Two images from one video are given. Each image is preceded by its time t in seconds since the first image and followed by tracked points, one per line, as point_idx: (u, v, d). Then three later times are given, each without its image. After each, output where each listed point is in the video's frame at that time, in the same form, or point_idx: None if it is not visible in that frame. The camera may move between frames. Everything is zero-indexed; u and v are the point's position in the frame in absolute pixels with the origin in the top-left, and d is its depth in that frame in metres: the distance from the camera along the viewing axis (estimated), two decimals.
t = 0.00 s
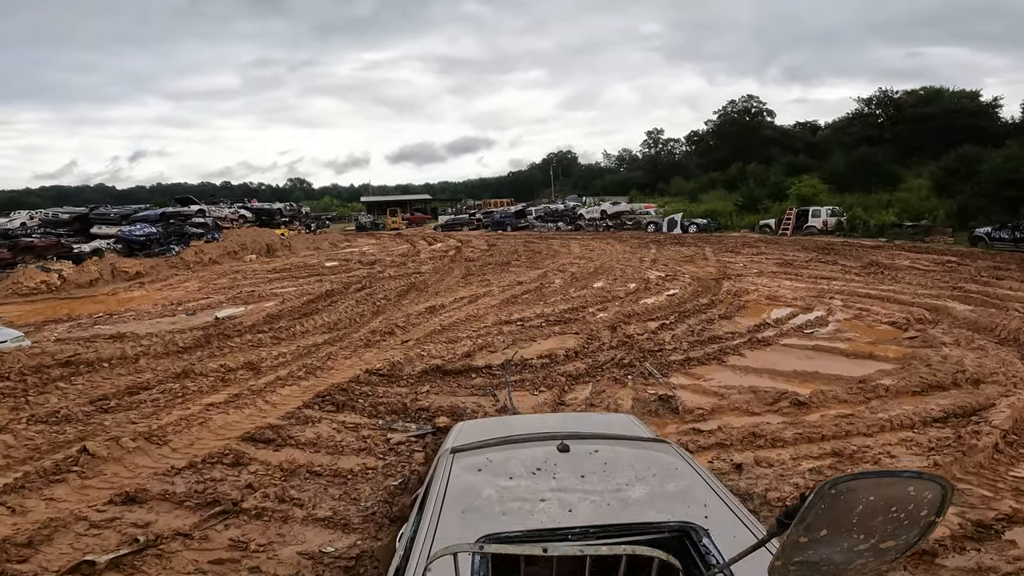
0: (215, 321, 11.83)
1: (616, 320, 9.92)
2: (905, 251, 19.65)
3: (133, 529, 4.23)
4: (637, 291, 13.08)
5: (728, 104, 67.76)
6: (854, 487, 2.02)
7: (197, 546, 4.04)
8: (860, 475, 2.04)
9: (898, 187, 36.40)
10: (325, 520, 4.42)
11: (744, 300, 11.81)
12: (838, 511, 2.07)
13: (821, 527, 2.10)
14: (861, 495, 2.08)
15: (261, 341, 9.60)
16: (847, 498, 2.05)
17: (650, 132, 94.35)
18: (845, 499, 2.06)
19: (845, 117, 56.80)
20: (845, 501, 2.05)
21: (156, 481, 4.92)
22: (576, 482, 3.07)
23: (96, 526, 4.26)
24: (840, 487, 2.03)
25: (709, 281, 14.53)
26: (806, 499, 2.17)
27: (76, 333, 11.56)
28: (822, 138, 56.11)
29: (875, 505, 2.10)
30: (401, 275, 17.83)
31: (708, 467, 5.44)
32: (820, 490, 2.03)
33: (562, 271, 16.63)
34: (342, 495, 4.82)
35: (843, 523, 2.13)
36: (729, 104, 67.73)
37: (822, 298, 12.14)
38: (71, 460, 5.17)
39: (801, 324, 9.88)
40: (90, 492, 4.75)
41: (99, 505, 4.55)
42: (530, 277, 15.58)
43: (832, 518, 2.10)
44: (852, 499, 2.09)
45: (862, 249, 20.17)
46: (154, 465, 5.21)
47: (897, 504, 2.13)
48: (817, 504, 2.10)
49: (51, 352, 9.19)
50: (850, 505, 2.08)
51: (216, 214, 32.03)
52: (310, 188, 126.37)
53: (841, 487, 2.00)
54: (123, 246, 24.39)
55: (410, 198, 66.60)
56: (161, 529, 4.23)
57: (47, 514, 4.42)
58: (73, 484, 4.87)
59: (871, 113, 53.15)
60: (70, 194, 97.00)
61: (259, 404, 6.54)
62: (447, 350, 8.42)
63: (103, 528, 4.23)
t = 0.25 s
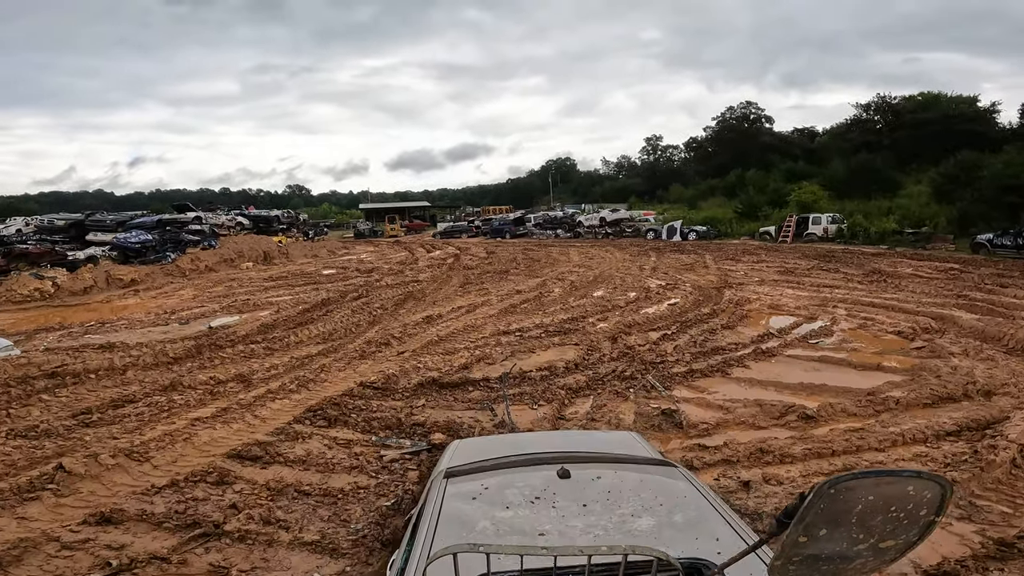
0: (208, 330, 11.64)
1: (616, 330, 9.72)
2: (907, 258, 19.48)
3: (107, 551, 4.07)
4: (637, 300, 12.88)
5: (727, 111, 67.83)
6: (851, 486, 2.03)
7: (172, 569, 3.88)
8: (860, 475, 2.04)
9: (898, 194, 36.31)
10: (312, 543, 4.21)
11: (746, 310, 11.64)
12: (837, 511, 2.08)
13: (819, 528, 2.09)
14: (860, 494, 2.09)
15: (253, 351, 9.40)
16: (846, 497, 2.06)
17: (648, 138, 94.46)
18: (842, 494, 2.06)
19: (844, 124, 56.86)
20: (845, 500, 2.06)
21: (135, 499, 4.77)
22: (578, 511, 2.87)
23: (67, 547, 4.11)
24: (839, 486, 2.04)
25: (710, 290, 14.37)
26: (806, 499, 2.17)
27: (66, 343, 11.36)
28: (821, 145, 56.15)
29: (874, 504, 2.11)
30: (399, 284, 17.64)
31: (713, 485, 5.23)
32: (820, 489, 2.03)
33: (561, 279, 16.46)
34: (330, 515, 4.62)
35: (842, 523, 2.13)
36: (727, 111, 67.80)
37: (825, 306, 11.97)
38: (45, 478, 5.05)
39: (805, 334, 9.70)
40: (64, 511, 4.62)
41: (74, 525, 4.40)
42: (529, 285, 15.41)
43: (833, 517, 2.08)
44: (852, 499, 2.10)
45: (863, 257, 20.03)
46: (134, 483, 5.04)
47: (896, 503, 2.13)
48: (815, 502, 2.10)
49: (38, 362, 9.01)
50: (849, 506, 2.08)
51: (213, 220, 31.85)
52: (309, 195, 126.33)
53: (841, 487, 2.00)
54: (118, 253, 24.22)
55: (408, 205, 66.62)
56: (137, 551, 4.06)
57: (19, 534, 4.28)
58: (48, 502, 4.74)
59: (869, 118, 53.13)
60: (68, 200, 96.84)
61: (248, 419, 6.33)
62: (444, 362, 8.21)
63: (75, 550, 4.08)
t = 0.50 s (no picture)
0: (199, 341, 11.46)
1: (615, 343, 9.54)
2: (907, 268, 19.37)
3: None
4: (636, 312, 12.72)
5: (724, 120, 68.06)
6: (852, 486, 2.17)
7: None
8: (861, 477, 2.18)
9: (895, 203, 36.31)
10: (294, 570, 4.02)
11: (747, 322, 11.48)
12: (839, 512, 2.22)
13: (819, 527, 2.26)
14: (861, 494, 2.23)
15: (244, 364, 9.20)
16: (847, 497, 2.20)
17: (646, 148, 94.73)
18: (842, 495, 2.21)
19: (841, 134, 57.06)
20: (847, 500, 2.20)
21: (111, 520, 4.60)
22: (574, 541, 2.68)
23: (36, 571, 3.97)
24: (842, 486, 2.17)
25: (709, 301, 14.23)
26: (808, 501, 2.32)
27: (54, 354, 11.17)
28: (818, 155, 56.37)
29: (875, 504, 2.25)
30: (395, 294, 17.48)
31: (716, 507, 5.04)
32: (821, 490, 2.18)
33: (559, 290, 16.30)
34: (315, 539, 4.43)
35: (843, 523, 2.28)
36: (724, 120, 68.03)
37: (827, 318, 11.82)
38: (19, 497, 4.91)
39: (807, 347, 9.53)
40: (38, 533, 4.47)
41: (46, 548, 4.24)
42: (526, 296, 15.24)
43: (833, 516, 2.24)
44: (853, 499, 2.24)
45: (863, 267, 19.92)
46: (112, 504, 4.86)
47: (895, 503, 2.28)
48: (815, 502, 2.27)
49: (23, 374, 8.83)
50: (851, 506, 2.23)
51: (208, 229, 31.69)
52: (307, 204, 126.38)
53: (842, 488, 2.14)
54: (112, 262, 24.06)
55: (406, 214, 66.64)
56: None
57: None
58: (20, 522, 4.59)
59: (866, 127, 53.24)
60: (65, 208, 96.76)
61: (235, 436, 6.13)
62: (439, 377, 8.02)
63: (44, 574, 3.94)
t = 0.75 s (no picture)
0: (192, 353, 11.31)
1: (614, 357, 9.43)
2: (906, 279, 19.32)
3: None
4: (634, 324, 12.62)
5: (721, 130, 68.35)
6: (853, 481, 2.38)
7: None
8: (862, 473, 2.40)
9: (893, 213, 36.38)
10: None
11: (746, 335, 11.39)
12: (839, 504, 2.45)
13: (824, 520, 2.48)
14: (863, 489, 2.45)
15: (237, 377, 9.07)
16: (849, 490, 2.42)
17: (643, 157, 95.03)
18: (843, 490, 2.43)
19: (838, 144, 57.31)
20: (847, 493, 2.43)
21: (94, 540, 4.47)
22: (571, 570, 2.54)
23: None
24: (847, 481, 2.39)
25: (708, 313, 14.16)
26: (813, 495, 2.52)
27: (45, 364, 11.03)
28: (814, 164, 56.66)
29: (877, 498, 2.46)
30: (391, 305, 17.36)
31: (717, 528, 4.90)
32: (825, 485, 2.39)
33: (557, 301, 16.20)
34: (306, 563, 4.29)
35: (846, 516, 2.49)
36: (722, 130, 68.32)
37: (827, 331, 11.74)
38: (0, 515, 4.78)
39: (808, 361, 9.44)
40: (19, 552, 4.35)
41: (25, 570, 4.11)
42: (524, 308, 15.14)
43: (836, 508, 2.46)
44: (855, 493, 2.46)
45: (862, 278, 19.89)
46: (96, 523, 4.73)
47: (896, 496, 2.50)
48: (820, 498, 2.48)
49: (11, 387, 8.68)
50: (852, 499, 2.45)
51: (205, 237, 31.56)
52: (305, 212, 126.45)
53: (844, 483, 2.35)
54: (107, 270, 23.94)
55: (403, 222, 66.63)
56: None
57: None
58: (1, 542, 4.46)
59: (862, 136, 53.42)
60: (63, 215, 96.65)
61: (226, 454, 6.00)
62: (435, 392, 7.89)
63: None
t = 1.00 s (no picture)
0: (188, 357, 11.15)
1: (616, 363, 9.26)
2: (909, 281, 19.17)
3: None
4: (636, 327, 12.46)
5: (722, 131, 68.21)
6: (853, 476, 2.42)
7: None
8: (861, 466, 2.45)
9: (895, 214, 36.23)
10: None
11: (750, 339, 11.22)
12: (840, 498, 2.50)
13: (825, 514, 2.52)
14: (863, 482, 2.49)
15: (232, 382, 8.90)
16: (849, 485, 2.46)
17: (643, 158, 94.93)
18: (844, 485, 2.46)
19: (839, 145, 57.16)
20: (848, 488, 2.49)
21: (77, 555, 4.30)
22: None
23: None
24: (846, 475, 2.43)
25: (710, 316, 14.00)
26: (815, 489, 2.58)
27: (38, 369, 10.87)
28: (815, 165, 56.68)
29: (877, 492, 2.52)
30: (391, 308, 17.20)
31: (725, 542, 4.73)
32: (825, 479, 2.44)
33: (558, 304, 16.03)
34: None
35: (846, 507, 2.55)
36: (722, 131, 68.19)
37: (831, 335, 11.58)
38: None
39: (814, 366, 9.26)
40: None
41: None
42: (524, 311, 14.97)
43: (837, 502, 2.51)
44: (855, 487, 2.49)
45: (865, 280, 19.72)
46: (80, 538, 4.56)
47: (896, 489, 2.54)
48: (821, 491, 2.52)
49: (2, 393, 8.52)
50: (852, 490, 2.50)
51: (203, 238, 31.39)
52: (305, 212, 126.31)
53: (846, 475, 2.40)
54: (105, 271, 23.81)
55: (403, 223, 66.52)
56: None
57: None
58: None
59: (863, 137, 53.26)
60: (63, 215, 96.66)
61: (218, 463, 5.84)
62: (433, 399, 7.72)
63: None
